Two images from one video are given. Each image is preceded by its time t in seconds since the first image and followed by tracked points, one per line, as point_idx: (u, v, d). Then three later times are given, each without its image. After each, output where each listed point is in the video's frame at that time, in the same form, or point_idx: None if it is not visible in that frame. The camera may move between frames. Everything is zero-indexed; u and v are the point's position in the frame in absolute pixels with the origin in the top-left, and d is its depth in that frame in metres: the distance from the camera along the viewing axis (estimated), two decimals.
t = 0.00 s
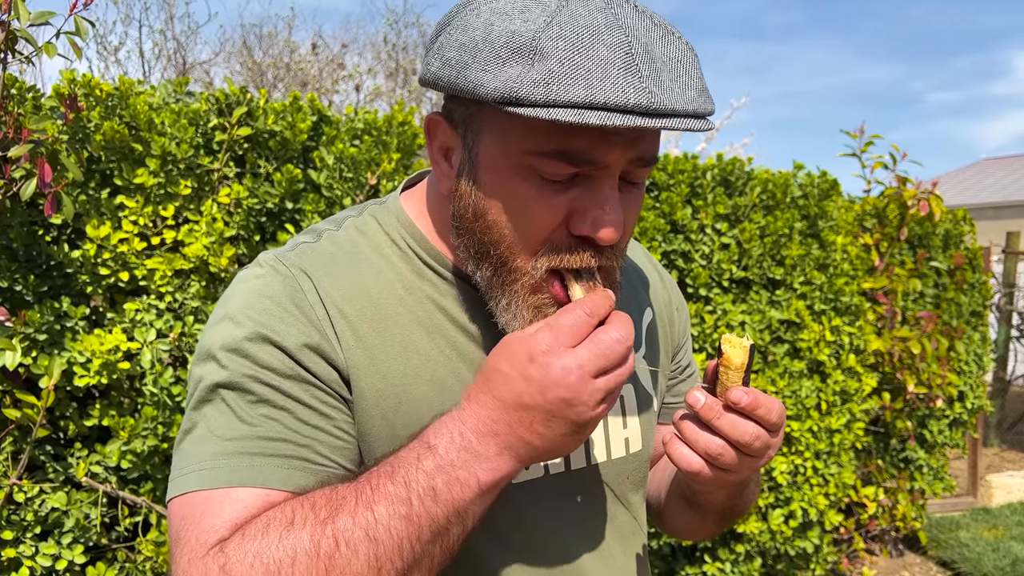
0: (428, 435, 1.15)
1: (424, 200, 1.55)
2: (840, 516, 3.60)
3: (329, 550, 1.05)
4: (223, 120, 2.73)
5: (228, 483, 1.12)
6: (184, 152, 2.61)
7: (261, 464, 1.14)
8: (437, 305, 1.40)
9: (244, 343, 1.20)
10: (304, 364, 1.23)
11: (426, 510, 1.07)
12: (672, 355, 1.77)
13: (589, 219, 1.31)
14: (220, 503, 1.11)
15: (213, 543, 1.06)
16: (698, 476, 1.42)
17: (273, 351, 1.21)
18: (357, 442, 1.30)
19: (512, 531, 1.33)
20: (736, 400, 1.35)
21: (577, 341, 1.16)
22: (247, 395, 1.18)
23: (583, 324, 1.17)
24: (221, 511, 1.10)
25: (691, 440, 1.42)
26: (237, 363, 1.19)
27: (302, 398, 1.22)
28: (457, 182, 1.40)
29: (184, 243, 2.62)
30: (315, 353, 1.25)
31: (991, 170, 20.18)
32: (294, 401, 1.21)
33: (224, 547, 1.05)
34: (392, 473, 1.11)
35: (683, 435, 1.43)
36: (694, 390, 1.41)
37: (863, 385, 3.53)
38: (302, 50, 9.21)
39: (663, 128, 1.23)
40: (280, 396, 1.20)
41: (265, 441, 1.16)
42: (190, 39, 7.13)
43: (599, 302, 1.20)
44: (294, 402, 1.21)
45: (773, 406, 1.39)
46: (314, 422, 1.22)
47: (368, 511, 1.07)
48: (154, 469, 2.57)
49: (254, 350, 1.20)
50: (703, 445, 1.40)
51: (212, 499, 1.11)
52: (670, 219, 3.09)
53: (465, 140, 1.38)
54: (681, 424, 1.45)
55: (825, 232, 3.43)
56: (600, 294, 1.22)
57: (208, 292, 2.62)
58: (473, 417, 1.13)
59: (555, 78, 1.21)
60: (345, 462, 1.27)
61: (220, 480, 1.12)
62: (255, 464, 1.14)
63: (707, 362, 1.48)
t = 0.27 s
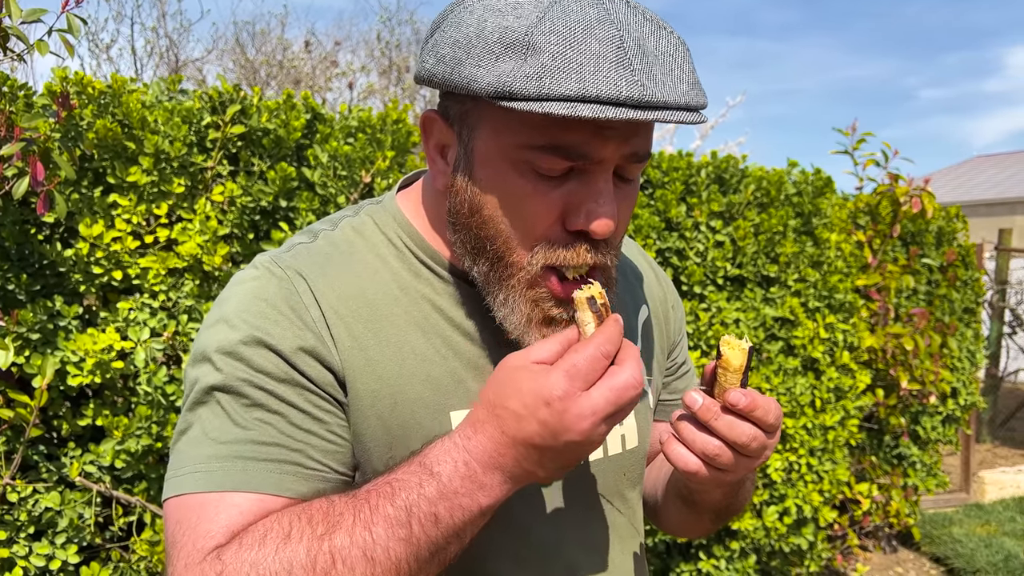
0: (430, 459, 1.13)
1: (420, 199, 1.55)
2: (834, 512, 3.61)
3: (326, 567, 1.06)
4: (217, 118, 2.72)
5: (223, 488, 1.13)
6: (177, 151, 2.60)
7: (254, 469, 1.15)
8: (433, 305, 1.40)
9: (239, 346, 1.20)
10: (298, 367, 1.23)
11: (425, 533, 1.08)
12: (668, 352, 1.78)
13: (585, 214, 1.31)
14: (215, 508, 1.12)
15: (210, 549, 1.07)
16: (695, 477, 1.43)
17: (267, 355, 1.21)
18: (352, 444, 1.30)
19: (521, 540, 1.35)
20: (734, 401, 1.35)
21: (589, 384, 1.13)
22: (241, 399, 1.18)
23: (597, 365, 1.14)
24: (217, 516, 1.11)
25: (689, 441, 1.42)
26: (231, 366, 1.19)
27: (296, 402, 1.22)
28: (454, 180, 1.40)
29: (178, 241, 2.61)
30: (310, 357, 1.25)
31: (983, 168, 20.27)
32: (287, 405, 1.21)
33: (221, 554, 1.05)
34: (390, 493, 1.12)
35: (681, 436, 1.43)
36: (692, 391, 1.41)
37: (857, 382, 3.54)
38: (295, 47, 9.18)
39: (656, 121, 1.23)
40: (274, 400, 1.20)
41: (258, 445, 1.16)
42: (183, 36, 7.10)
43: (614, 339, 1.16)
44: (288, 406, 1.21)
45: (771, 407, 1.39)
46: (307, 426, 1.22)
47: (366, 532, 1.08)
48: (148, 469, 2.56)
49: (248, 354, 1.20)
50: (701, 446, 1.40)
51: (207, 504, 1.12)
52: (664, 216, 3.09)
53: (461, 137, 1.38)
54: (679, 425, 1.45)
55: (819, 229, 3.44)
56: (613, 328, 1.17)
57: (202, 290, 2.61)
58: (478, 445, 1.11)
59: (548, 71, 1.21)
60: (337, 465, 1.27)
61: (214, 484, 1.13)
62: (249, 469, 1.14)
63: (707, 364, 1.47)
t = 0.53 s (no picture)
0: (434, 487, 1.14)
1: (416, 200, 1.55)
2: (829, 510, 3.62)
3: None
4: (212, 117, 2.71)
5: (220, 492, 1.14)
6: (172, 150, 2.59)
7: (249, 474, 1.15)
8: (429, 305, 1.40)
9: (234, 349, 1.20)
10: (292, 371, 1.23)
11: (422, 561, 1.09)
12: (663, 350, 1.78)
13: (583, 213, 1.31)
14: (211, 513, 1.13)
15: (209, 554, 1.08)
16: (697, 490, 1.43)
17: (261, 358, 1.21)
18: (347, 446, 1.30)
19: (524, 542, 1.37)
20: (742, 420, 1.33)
21: (602, 443, 1.10)
22: (236, 402, 1.19)
23: (613, 426, 1.09)
24: (215, 519, 1.12)
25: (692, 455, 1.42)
26: (225, 369, 1.19)
27: (290, 405, 1.22)
28: (451, 180, 1.40)
29: (172, 241, 2.61)
30: (305, 359, 1.24)
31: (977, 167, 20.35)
32: (282, 408, 1.21)
33: (220, 561, 1.06)
34: (391, 518, 1.12)
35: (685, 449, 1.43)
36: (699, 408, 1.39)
37: (852, 380, 3.56)
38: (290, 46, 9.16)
39: (653, 122, 1.23)
40: (268, 404, 1.20)
41: (252, 450, 1.17)
42: (176, 35, 7.08)
43: (636, 400, 1.10)
44: (282, 409, 1.21)
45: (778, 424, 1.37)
46: (302, 429, 1.22)
47: (365, 554, 1.09)
48: (143, 469, 2.55)
49: (243, 356, 1.20)
50: (704, 461, 1.40)
51: (204, 508, 1.13)
52: (659, 215, 3.10)
53: (458, 138, 1.38)
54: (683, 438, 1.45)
55: (814, 228, 3.45)
56: (639, 388, 1.12)
57: (197, 290, 2.60)
58: (484, 478, 1.10)
59: (546, 73, 1.22)
60: (331, 469, 1.26)
61: (209, 488, 1.13)
62: (243, 474, 1.15)
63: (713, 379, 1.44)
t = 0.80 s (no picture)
0: (437, 492, 1.14)
1: (413, 201, 1.55)
2: (825, 509, 3.63)
3: None
4: (207, 118, 2.72)
5: (219, 491, 1.14)
6: (168, 151, 2.59)
7: (246, 473, 1.15)
8: (427, 304, 1.41)
9: (232, 348, 1.21)
10: (290, 369, 1.23)
11: (422, 566, 1.09)
12: (660, 349, 1.79)
13: (581, 209, 1.31)
14: (211, 512, 1.13)
15: (209, 553, 1.08)
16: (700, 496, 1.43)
17: (259, 357, 1.21)
18: (346, 445, 1.30)
19: (528, 541, 1.39)
20: (747, 428, 1.34)
21: (605, 456, 1.10)
22: (234, 401, 1.19)
23: (617, 438, 1.09)
24: (215, 519, 1.12)
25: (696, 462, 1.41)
26: (223, 369, 1.19)
27: (288, 404, 1.22)
28: (449, 180, 1.40)
29: (169, 241, 2.61)
30: (303, 358, 1.25)
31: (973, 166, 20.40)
32: (279, 408, 1.21)
33: (220, 561, 1.07)
34: (392, 522, 1.13)
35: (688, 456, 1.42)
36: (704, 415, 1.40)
37: (847, 380, 3.57)
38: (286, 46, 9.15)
39: (651, 117, 1.24)
40: (266, 403, 1.20)
41: (250, 450, 1.17)
42: (172, 35, 7.07)
43: (641, 413, 1.11)
44: (280, 408, 1.21)
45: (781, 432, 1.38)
46: (299, 428, 1.22)
47: (365, 557, 1.10)
48: (140, 470, 2.55)
49: (241, 356, 1.20)
50: (708, 469, 1.39)
51: (203, 508, 1.13)
52: (655, 215, 3.11)
53: (456, 138, 1.38)
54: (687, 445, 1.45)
55: (809, 228, 3.47)
56: (644, 401, 1.12)
57: (193, 291, 2.60)
58: (485, 485, 1.11)
59: (545, 71, 1.22)
60: (329, 468, 1.27)
61: (207, 487, 1.14)
62: (241, 474, 1.15)
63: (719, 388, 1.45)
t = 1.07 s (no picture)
0: (441, 495, 1.15)
1: (417, 203, 1.56)
2: (821, 509, 3.64)
3: None
4: (205, 120, 2.72)
5: (223, 490, 1.14)
6: (166, 153, 2.59)
7: (250, 473, 1.16)
8: (430, 304, 1.41)
9: (236, 348, 1.22)
10: (294, 369, 1.24)
11: (425, 568, 1.10)
12: (660, 351, 1.80)
13: (588, 210, 1.32)
14: (215, 511, 1.14)
15: (214, 552, 1.09)
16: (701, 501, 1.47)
17: (263, 356, 1.22)
18: (349, 443, 1.31)
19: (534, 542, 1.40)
20: (746, 436, 1.35)
21: (610, 468, 1.10)
22: (238, 401, 1.19)
23: (623, 452, 1.09)
24: (219, 519, 1.13)
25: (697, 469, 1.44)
26: (227, 368, 1.20)
27: (291, 403, 1.22)
28: (455, 182, 1.41)
29: (167, 243, 2.61)
30: (307, 357, 1.25)
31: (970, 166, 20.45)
32: (283, 407, 1.22)
33: (225, 560, 1.07)
34: (398, 525, 1.14)
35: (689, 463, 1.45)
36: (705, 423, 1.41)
37: (843, 380, 3.58)
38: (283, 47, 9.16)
39: (656, 118, 1.26)
40: (270, 403, 1.21)
41: (253, 449, 1.18)
42: (168, 36, 7.07)
43: (648, 427, 1.10)
44: (283, 408, 1.22)
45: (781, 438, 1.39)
46: (303, 428, 1.23)
47: (370, 559, 1.11)
48: (138, 471, 2.56)
49: (245, 355, 1.21)
50: (708, 476, 1.42)
51: (208, 507, 1.14)
52: (652, 216, 3.11)
53: (461, 140, 1.39)
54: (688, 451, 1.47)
55: (805, 228, 3.48)
56: (651, 415, 1.12)
57: (191, 293, 2.61)
58: (490, 490, 1.11)
59: (553, 73, 1.23)
60: (333, 467, 1.27)
61: (211, 487, 1.14)
62: (245, 473, 1.16)
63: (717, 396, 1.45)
